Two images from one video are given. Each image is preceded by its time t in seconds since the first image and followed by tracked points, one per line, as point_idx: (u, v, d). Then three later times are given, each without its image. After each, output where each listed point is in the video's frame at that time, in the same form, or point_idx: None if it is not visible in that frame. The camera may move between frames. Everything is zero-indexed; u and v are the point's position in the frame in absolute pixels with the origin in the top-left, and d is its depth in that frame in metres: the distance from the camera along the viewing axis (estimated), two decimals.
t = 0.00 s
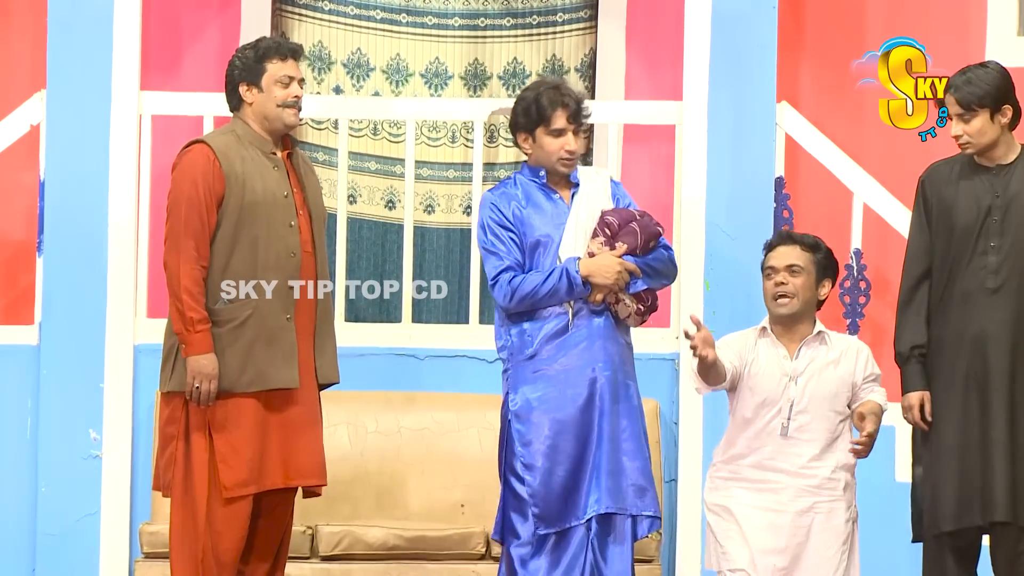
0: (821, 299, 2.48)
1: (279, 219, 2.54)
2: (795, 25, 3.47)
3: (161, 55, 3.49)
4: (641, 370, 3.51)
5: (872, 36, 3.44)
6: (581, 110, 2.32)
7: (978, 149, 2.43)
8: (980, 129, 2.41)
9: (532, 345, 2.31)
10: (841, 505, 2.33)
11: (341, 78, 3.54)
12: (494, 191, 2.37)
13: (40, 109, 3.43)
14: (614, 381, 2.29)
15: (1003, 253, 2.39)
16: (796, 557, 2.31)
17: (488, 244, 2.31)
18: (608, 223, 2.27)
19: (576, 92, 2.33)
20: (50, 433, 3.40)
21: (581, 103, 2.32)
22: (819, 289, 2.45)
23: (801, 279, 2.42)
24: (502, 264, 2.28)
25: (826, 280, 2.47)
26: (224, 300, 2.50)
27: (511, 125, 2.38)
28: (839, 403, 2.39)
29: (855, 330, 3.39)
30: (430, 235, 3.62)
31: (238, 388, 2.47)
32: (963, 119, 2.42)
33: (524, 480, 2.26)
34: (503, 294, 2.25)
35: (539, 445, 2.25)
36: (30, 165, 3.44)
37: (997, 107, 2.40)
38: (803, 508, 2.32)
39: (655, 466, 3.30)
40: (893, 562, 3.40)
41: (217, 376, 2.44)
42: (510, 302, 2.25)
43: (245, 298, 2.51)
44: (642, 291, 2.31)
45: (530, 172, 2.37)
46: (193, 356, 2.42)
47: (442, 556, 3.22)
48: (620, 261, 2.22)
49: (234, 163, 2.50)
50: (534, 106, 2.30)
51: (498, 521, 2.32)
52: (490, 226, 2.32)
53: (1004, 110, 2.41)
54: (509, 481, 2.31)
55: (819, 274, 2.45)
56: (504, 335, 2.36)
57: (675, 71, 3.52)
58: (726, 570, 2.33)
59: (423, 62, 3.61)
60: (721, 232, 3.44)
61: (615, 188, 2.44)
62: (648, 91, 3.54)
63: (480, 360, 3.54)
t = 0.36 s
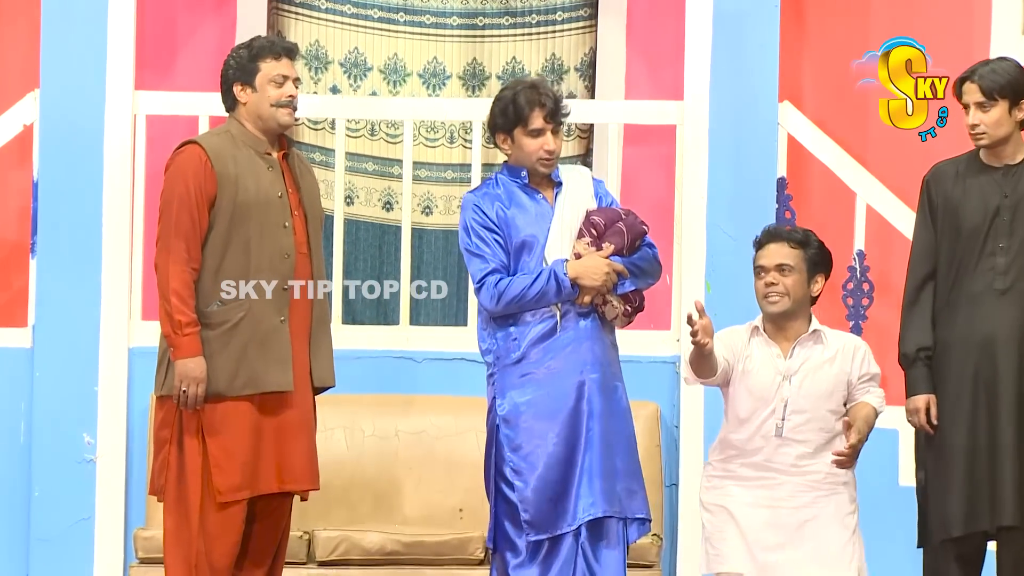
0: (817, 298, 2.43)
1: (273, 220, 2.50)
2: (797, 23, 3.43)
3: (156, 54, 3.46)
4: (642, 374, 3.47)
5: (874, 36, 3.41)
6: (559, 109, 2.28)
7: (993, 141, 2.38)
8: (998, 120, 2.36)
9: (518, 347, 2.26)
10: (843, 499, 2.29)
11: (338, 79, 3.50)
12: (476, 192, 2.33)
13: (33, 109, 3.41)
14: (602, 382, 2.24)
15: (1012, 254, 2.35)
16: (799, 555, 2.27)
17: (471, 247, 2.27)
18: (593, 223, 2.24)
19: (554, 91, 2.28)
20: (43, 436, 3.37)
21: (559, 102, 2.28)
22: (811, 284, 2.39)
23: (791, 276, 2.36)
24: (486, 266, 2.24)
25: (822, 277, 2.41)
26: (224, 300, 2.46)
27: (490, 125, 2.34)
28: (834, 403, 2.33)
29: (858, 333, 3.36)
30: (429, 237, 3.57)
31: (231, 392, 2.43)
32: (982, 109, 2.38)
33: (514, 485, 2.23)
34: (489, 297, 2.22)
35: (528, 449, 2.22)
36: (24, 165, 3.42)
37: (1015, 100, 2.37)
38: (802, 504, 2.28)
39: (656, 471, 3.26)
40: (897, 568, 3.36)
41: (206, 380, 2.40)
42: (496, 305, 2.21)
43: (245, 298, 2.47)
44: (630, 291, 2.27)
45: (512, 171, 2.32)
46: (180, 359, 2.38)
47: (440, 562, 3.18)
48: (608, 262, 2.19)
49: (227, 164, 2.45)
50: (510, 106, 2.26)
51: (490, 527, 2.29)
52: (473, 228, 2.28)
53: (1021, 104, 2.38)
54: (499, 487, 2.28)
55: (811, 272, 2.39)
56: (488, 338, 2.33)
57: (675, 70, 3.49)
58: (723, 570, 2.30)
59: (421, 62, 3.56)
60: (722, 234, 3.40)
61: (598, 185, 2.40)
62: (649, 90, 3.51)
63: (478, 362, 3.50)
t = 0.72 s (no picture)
0: (859, 301, 2.34)
1: (263, 224, 2.46)
2: (796, 22, 3.39)
3: (149, 55, 3.44)
4: (640, 378, 3.43)
5: (875, 35, 3.38)
6: (570, 110, 2.24)
7: None
8: None
9: (524, 352, 2.22)
10: (870, 506, 2.21)
11: (333, 80, 3.45)
12: (485, 193, 2.29)
13: (24, 110, 3.38)
14: (607, 389, 2.20)
15: None
16: (823, 560, 2.21)
17: (480, 250, 2.23)
18: (604, 228, 2.21)
19: (565, 92, 2.24)
20: (33, 441, 3.33)
21: (569, 103, 2.24)
22: (856, 288, 2.29)
23: (835, 276, 2.27)
24: (495, 269, 2.20)
25: (866, 280, 2.31)
26: (223, 299, 2.43)
27: (499, 126, 2.29)
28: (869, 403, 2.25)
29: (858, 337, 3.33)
30: (425, 240, 3.53)
31: (221, 398, 2.39)
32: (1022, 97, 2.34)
33: (518, 492, 2.20)
34: (497, 302, 2.17)
35: (533, 455, 2.19)
36: (15, 166, 3.39)
37: None
38: (828, 508, 2.21)
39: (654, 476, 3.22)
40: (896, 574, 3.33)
41: (194, 388, 2.37)
42: (502, 309, 2.17)
43: (246, 298, 2.44)
44: (638, 298, 2.22)
45: (523, 173, 2.28)
46: (169, 367, 2.34)
47: (435, 568, 3.15)
48: (618, 268, 2.15)
49: (216, 168, 2.41)
50: (522, 107, 2.21)
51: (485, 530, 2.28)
52: (483, 230, 2.23)
53: None
54: (501, 492, 2.25)
55: (856, 273, 2.30)
56: (493, 342, 2.28)
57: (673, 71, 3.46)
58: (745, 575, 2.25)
59: (416, 63, 3.52)
60: (721, 236, 3.36)
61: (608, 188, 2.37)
62: (647, 91, 3.47)
63: (474, 366, 3.46)
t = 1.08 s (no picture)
0: (889, 306, 2.35)
1: (257, 223, 2.45)
2: (792, 19, 3.38)
3: (140, 51, 3.39)
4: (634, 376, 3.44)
5: (871, 32, 3.36)
6: (614, 108, 2.24)
7: None
8: None
9: (563, 351, 2.23)
10: (877, 507, 2.19)
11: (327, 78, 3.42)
12: (528, 189, 2.30)
13: (16, 107, 3.35)
14: (643, 389, 2.20)
15: None
16: (831, 560, 2.19)
17: (521, 246, 2.25)
18: (647, 226, 2.20)
19: (610, 90, 2.25)
20: (27, 440, 3.32)
21: (614, 101, 2.24)
22: (887, 292, 2.30)
23: (869, 276, 2.27)
24: (535, 266, 2.22)
25: (900, 290, 2.32)
26: (224, 298, 2.42)
27: (543, 123, 2.30)
28: (887, 399, 2.23)
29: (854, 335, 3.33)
30: (418, 239, 3.49)
31: (211, 398, 2.38)
32: None
33: (552, 489, 2.21)
34: (538, 298, 2.19)
35: (568, 452, 2.20)
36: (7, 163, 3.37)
37: None
38: (834, 508, 2.20)
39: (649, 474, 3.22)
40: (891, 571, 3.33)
41: (183, 387, 2.36)
42: (540, 305, 2.19)
43: (245, 298, 2.42)
44: (679, 297, 2.21)
45: (566, 170, 2.29)
46: (158, 365, 2.34)
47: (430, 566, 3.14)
48: (660, 267, 2.15)
49: (210, 166, 2.40)
50: (567, 104, 2.22)
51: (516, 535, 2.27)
52: (525, 227, 2.25)
53: None
54: (535, 489, 2.25)
55: (892, 281, 2.31)
56: (534, 339, 2.30)
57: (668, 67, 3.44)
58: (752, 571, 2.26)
59: (409, 61, 3.47)
60: (716, 234, 3.35)
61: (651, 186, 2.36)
62: (641, 89, 3.43)
63: (468, 365, 3.44)
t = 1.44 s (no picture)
0: (878, 301, 2.34)
1: (251, 219, 2.44)
2: (785, 18, 3.38)
3: (133, 49, 3.39)
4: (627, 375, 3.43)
5: (864, 31, 3.36)
6: (630, 105, 2.22)
7: None
8: None
9: (578, 349, 2.23)
10: (866, 503, 2.20)
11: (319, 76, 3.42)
12: (543, 186, 2.27)
13: (9, 105, 3.36)
14: (660, 389, 2.23)
15: None
16: (819, 556, 2.19)
17: (535, 242, 2.23)
18: (661, 227, 2.19)
19: (626, 87, 2.22)
20: (19, 438, 3.32)
21: (630, 98, 2.22)
22: (871, 285, 2.29)
23: (851, 270, 2.27)
24: (551, 263, 2.20)
25: (886, 283, 2.32)
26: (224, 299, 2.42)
27: (558, 119, 2.27)
28: (876, 396, 2.22)
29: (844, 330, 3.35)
30: (410, 237, 3.49)
31: (205, 393, 2.38)
32: None
33: (566, 486, 2.22)
34: (554, 297, 2.17)
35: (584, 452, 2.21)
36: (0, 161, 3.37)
37: None
38: (824, 504, 2.19)
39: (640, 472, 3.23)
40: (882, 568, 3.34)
41: (182, 381, 2.35)
42: (556, 304, 2.17)
43: (245, 298, 2.43)
44: (693, 298, 2.20)
45: (582, 167, 2.27)
46: (156, 359, 2.33)
47: (422, 564, 3.13)
48: (676, 269, 2.13)
49: (204, 161, 2.40)
50: (584, 101, 2.19)
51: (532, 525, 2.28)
52: (541, 223, 2.23)
53: None
54: (547, 485, 2.27)
55: (877, 274, 2.29)
56: (545, 337, 2.29)
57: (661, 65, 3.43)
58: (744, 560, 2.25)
59: (402, 59, 3.46)
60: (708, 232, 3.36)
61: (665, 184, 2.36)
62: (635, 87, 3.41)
63: (461, 363, 3.44)
